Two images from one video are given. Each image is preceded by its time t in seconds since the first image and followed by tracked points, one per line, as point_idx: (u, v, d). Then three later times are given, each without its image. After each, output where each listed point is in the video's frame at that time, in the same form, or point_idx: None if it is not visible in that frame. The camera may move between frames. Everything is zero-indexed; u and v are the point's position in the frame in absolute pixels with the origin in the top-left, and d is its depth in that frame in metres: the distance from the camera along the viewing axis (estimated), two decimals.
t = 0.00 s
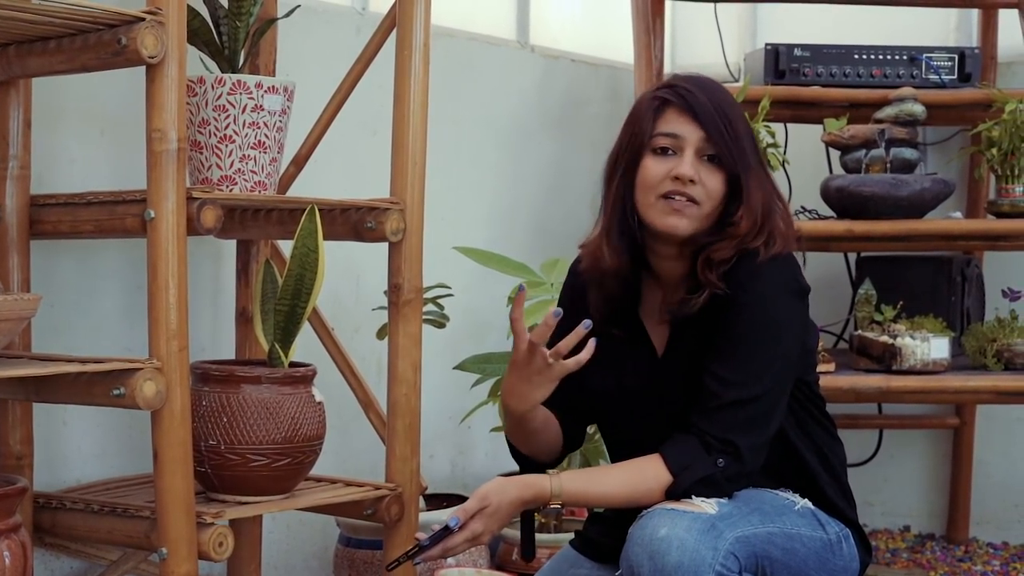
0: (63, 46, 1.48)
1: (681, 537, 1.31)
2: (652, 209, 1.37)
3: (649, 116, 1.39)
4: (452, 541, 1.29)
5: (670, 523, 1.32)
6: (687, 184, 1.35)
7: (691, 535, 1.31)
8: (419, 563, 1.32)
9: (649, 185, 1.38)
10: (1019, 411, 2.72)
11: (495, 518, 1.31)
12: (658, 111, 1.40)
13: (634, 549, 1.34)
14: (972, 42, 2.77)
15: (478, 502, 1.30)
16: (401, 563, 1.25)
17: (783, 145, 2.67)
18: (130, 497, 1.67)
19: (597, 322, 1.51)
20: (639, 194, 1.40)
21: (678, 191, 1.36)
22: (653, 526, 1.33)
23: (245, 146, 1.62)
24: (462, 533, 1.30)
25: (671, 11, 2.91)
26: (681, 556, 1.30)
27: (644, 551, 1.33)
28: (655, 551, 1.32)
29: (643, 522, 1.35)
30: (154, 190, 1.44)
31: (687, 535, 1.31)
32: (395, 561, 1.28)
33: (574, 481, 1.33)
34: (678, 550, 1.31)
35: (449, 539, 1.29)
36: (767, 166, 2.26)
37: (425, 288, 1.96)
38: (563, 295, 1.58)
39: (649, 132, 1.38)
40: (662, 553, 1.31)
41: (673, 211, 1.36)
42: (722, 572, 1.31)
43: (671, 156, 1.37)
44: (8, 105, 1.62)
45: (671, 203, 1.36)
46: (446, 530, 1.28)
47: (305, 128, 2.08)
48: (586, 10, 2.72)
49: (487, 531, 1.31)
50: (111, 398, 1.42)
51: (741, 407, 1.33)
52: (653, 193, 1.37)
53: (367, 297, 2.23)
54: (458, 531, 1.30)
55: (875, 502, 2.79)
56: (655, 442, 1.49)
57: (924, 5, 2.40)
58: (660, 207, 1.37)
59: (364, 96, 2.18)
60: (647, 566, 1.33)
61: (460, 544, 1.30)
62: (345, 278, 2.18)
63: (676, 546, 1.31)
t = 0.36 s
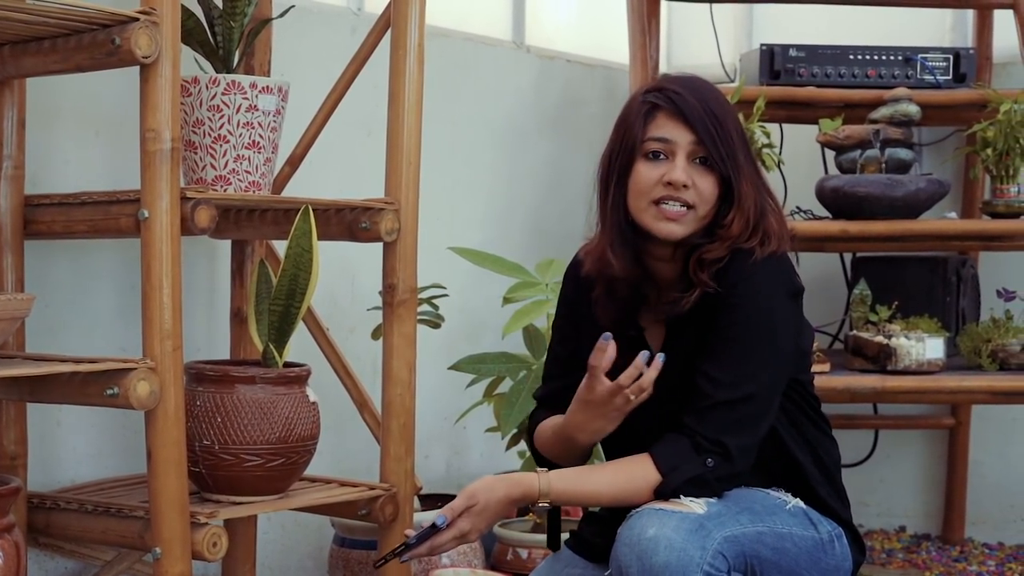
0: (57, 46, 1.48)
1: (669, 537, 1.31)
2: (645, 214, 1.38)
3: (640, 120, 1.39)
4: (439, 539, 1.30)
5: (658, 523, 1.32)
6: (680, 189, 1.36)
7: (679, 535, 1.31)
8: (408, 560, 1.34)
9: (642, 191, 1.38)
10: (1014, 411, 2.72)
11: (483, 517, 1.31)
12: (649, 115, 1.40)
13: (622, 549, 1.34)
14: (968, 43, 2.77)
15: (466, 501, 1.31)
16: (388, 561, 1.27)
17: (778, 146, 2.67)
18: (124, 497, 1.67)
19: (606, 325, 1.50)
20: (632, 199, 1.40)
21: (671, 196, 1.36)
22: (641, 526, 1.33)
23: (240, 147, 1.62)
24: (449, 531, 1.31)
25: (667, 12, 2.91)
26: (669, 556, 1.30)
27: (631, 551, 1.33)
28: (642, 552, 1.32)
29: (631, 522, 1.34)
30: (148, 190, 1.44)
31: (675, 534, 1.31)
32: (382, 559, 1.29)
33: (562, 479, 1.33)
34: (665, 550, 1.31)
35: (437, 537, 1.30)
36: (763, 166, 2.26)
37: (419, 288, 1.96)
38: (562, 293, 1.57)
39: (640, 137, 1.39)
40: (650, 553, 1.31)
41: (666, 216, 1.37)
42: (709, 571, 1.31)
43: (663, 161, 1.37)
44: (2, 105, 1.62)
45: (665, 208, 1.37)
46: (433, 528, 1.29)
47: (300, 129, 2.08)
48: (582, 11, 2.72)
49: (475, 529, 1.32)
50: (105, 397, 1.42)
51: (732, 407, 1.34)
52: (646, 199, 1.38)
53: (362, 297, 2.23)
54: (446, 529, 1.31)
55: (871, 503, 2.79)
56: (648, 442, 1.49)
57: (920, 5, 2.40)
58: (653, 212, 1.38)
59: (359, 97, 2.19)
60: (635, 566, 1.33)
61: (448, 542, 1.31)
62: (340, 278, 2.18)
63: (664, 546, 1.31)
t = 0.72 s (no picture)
0: (54, 47, 1.48)
1: (664, 536, 1.31)
2: (641, 221, 1.38)
3: (633, 126, 1.39)
4: (435, 539, 1.30)
5: (653, 523, 1.32)
6: (675, 195, 1.36)
7: (675, 534, 1.31)
8: (404, 561, 1.33)
9: (637, 198, 1.38)
10: (1011, 411, 2.72)
11: (480, 517, 1.31)
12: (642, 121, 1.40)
13: (618, 548, 1.34)
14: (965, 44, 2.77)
15: (462, 501, 1.30)
16: (385, 562, 1.26)
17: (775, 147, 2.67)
18: (120, 498, 1.67)
19: (597, 328, 1.49)
20: (628, 206, 1.40)
21: (666, 203, 1.36)
22: (636, 525, 1.33)
23: (236, 148, 1.62)
24: (446, 531, 1.30)
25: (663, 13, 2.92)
26: (665, 555, 1.30)
27: (627, 550, 1.33)
28: (638, 551, 1.32)
29: (626, 521, 1.35)
30: (145, 191, 1.44)
31: (671, 533, 1.31)
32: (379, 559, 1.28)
33: (559, 479, 1.33)
34: (661, 549, 1.31)
35: (434, 538, 1.30)
36: (759, 167, 2.26)
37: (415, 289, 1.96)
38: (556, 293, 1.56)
39: (635, 143, 1.39)
40: (646, 552, 1.31)
41: (662, 223, 1.37)
42: (705, 570, 1.31)
43: (657, 168, 1.37)
44: None
45: (660, 214, 1.37)
46: (430, 529, 1.29)
47: (296, 129, 2.08)
48: (579, 12, 2.72)
49: (471, 529, 1.31)
50: (102, 398, 1.42)
51: (727, 407, 1.34)
52: (641, 206, 1.38)
53: (359, 298, 2.23)
54: (442, 529, 1.30)
55: (868, 503, 2.79)
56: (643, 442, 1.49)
57: (915, 6, 2.40)
58: (649, 219, 1.38)
59: (356, 98, 2.19)
60: (630, 566, 1.33)
61: (444, 542, 1.30)
62: (336, 279, 2.18)
63: (660, 545, 1.31)
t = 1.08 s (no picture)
0: (52, 49, 1.48)
1: (665, 539, 1.31)
2: (637, 225, 1.38)
3: (630, 130, 1.39)
4: (436, 543, 1.30)
5: (654, 526, 1.32)
6: (670, 199, 1.36)
7: (675, 537, 1.31)
8: (404, 565, 1.33)
9: (633, 202, 1.38)
10: (1008, 415, 2.72)
11: (480, 520, 1.32)
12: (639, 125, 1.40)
13: (619, 551, 1.34)
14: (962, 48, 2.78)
15: (462, 504, 1.31)
16: (386, 565, 1.26)
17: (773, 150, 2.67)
18: (118, 500, 1.67)
19: (595, 330, 1.49)
20: (624, 210, 1.40)
21: (662, 207, 1.37)
22: (637, 528, 1.33)
23: (234, 150, 1.62)
24: (446, 535, 1.31)
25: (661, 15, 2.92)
26: (666, 558, 1.30)
27: (628, 553, 1.33)
28: (639, 554, 1.32)
29: (627, 525, 1.35)
30: (143, 194, 1.44)
31: (671, 537, 1.31)
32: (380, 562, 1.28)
33: (559, 482, 1.33)
34: (662, 552, 1.31)
35: (434, 541, 1.30)
36: (757, 170, 2.26)
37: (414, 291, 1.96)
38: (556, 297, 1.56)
39: (631, 147, 1.39)
40: (647, 555, 1.31)
41: (658, 226, 1.37)
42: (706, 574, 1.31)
43: (653, 171, 1.38)
44: None
45: (656, 218, 1.37)
46: (430, 532, 1.29)
47: (295, 132, 2.08)
48: (577, 14, 2.72)
49: (471, 533, 1.32)
50: (100, 401, 1.42)
51: (726, 410, 1.34)
52: (637, 209, 1.38)
53: (357, 301, 2.23)
54: (443, 533, 1.31)
55: (865, 506, 2.80)
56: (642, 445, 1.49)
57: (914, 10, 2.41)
58: (645, 223, 1.38)
59: (354, 101, 2.19)
60: (630, 569, 1.32)
61: (445, 546, 1.31)
62: (334, 282, 2.18)
63: (661, 548, 1.31)
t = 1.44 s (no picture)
0: (58, 51, 1.48)
1: (671, 539, 1.31)
2: (653, 214, 1.37)
3: (649, 120, 1.39)
4: (441, 541, 1.30)
5: (659, 526, 1.32)
6: (687, 190, 1.35)
7: (681, 537, 1.31)
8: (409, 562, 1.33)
9: (649, 191, 1.38)
10: (1012, 414, 2.72)
11: (486, 518, 1.30)
12: (658, 115, 1.39)
13: (625, 551, 1.33)
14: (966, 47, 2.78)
15: (468, 503, 1.30)
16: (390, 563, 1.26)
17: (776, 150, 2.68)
18: (124, 501, 1.67)
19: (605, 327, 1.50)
20: (640, 199, 1.40)
21: (678, 197, 1.36)
22: (643, 527, 1.33)
23: (239, 151, 1.62)
24: (452, 533, 1.30)
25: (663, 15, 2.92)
26: (672, 558, 1.30)
27: (633, 552, 1.32)
28: (645, 553, 1.31)
29: (633, 524, 1.34)
30: (148, 195, 1.44)
31: (677, 536, 1.31)
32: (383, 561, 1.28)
33: (565, 480, 1.33)
34: (668, 552, 1.30)
35: (440, 539, 1.30)
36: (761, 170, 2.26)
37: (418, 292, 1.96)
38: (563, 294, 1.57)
39: (649, 136, 1.38)
40: (653, 554, 1.31)
41: (673, 217, 1.37)
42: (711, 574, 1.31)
43: (670, 161, 1.37)
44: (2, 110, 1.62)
45: (671, 208, 1.37)
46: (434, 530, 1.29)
47: (299, 133, 2.08)
48: (580, 15, 2.73)
49: (478, 531, 1.31)
50: (106, 402, 1.42)
51: (735, 410, 1.34)
52: (653, 199, 1.38)
53: (361, 301, 2.24)
54: (448, 531, 1.30)
55: (869, 506, 2.80)
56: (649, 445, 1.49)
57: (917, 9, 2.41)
58: (660, 213, 1.37)
59: (358, 101, 2.19)
60: (637, 568, 1.32)
61: (451, 544, 1.30)
62: (339, 282, 2.18)
63: (666, 548, 1.30)
